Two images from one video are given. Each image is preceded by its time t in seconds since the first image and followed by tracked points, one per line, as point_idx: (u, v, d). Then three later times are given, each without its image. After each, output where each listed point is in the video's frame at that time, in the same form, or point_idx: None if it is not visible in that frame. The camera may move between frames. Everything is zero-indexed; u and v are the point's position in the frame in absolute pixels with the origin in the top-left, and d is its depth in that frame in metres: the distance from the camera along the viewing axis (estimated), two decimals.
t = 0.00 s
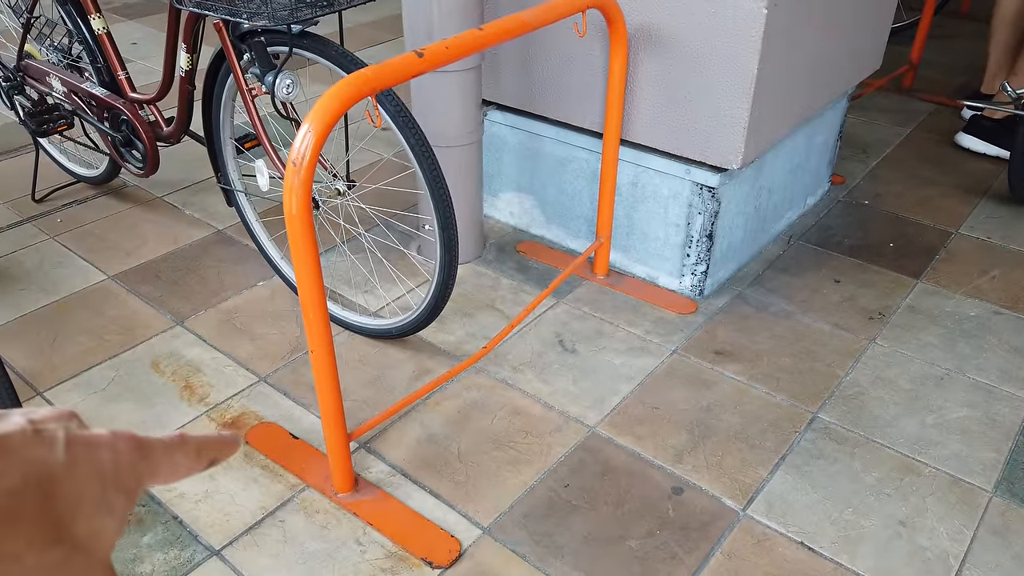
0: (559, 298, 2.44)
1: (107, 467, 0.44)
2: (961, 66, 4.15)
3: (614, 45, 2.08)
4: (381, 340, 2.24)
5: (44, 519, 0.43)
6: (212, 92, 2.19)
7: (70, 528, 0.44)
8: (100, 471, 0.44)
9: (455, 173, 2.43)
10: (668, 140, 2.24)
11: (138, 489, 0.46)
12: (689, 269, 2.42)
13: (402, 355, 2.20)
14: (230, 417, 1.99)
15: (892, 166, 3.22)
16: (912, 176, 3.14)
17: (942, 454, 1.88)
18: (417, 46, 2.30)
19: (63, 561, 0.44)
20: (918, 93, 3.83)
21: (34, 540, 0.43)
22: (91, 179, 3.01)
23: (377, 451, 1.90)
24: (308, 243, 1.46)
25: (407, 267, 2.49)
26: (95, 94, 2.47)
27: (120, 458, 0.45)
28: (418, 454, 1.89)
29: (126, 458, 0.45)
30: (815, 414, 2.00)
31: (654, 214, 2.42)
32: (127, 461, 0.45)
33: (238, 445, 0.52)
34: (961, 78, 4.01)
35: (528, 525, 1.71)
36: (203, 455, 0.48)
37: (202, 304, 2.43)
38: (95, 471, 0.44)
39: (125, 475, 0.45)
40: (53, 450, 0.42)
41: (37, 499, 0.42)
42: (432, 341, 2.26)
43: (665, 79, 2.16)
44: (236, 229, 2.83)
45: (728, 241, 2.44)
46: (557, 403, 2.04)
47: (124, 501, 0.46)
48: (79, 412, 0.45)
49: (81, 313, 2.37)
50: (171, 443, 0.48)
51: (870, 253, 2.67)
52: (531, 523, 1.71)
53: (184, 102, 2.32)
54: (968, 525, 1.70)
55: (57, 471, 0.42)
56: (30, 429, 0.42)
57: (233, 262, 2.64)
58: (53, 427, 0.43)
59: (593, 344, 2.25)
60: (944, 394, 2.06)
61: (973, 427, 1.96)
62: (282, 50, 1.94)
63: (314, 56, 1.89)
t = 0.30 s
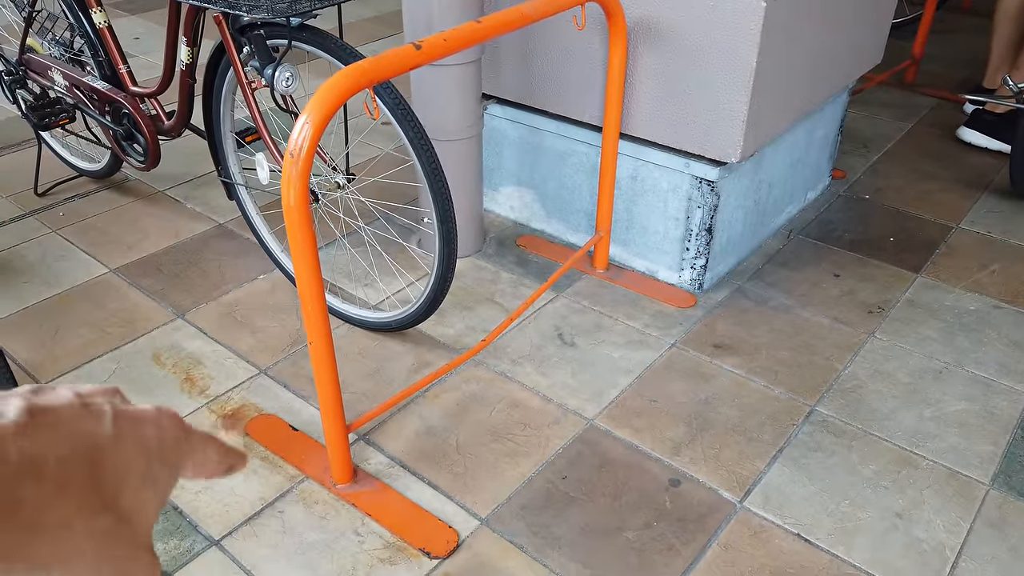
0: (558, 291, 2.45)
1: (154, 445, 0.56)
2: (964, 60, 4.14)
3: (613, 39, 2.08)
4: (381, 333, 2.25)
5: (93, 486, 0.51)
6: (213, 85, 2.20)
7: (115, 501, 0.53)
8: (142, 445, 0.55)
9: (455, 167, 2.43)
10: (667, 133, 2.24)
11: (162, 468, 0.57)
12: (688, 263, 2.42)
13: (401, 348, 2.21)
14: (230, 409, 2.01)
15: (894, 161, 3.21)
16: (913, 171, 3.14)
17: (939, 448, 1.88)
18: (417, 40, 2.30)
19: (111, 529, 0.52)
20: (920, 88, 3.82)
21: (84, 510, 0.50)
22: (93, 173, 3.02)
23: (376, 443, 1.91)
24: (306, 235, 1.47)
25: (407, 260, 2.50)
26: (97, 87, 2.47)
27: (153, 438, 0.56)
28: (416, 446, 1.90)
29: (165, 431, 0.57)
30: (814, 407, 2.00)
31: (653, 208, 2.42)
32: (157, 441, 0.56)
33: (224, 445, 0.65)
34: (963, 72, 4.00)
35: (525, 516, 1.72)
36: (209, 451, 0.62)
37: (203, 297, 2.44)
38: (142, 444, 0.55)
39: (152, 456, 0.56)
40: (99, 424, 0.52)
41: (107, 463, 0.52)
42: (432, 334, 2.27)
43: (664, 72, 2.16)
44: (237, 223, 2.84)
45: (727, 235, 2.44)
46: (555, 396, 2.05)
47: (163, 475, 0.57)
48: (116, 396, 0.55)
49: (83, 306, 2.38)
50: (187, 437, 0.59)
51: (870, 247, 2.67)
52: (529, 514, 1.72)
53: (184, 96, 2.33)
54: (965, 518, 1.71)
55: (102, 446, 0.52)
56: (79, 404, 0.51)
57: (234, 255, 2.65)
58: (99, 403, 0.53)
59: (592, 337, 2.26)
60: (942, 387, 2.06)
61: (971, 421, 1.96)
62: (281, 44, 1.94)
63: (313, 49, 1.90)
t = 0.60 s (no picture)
0: (557, 287, 2.45)
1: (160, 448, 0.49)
2: (966, 57, 4.13)
3: (612, 35, 2.08)
4: (380, 329, 2.26)
5: (80, 497, 0.45)
6: (212, 81, 2.20)
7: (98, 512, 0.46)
8: (134, 451, 0.47)
9: (455, 162, 2.43)
10: (666, 129, 2.25)
11: (169, 469, 0.49)
12: (687, 259, 2.42)
13: (400, 343, 2.22)
14: (229, 404, 2.02)
15: (894, 157, 3.21)
16: (914, 167, 3.14)
17: (936, 444, 1.89)
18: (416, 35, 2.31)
19: (90, 548, 0.46)
20: (922, 84, 3.82)
21: (69, 523, 0.44)
22: (94, 168, 3.03)
23: (374, 437, 1.92)
24: (304, 230, 1.48)
25: (406, 256, 2.50)
26: (97, 83, 2.48)
27: (156, 437, 0.48)
28: (414, 441, 1.91)
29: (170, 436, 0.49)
30: (810, 403, 2.01)
31: (652, 204, 2.42)
32: (166, 441, 0.49)
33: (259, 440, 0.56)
34: (965, 69, 3.99)
35: (522, 511, 1.72)
36: (231, 446, 0.53)
37: (203, 292, 2.45)
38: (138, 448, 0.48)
39: (161, 455, 0.49)
40: (90, 427, 0.45)
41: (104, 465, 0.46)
42: (430, 329, 2.27)
43: (663, 68, 2.17)
44: (237, 218, 2.85)
45: (726, 231, 2.44)
46: (553, 391, 2.06)
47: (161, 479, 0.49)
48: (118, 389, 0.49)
49: (83, 300, 2.39)
50: (191, 437, 0.51)
51: (869, 244, 2.67)
52: (526, 509, 1.73)
53: (184, 91, 2.34)
54: (959, 514, 1.71)
55: (92, 452, 0.45)
56: (70, 405, 0.45)
57: (234, 251, 2.66)
58: (92, 404, 0.46)
59: (590, 333, 2.26)
60: (939, 384, 2.07)
61: (968, 417, 1.96)
62: (280, 39, 1.95)
63: (312, 45, 1.90)
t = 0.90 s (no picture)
0: (555, 282, 2.46)
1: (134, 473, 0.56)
2: (965, 52, 4.13)
3: (610, 30, 2.08)
4: (379, 324, 2.27)
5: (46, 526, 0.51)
6: (211, 76, 2.21)
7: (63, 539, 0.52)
8: (106, 479, 0.54)
9: (453, 157, 2.44)
10: (664, 124, 2.25)
11: (144, 495, 0.56)
12: (685, 254, 2.43)
13: (399, 338, 2.23)
14: (229, 398, 2.03)
15: (892, 153, 3.22)
16: (912, 163, 3.14)
17: (931, 438, 1.90)
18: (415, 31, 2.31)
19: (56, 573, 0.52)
20: (920, 79, 3.82)
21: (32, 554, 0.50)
22: (93, 163, 3.03)
23: (373, 432, 1.93)
24: (302, 225, 1.49)
25: (405, 251, 2.51)
26: (97, 78, 2.48)
27: (128, 462, 0.55)
28: (413, 435, 1.92)
29: (144, 462, 0.56)
30: (807, 397, 2.02)
31: (650, 200, 2.43)
32: (139, 466, 0.56)
33: (238, 465, 0.63)
34: (964, 64, 3.99)
35: (520, 505, 1.74)
36: (207, 471, 0.60)
37: (203, 287, 2.46)
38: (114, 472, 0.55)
39: (132, 480, 0.55)
40: (60, 457, 0.52)
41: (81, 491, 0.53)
42: (429, 324, 2.28)
43: (660, 64, 2.17)
44: (236, 214, 2.85)
45: (724, 227, 2.45)
46: (551, 386, 2.07)
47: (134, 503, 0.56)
48: (94, 416, 0.56)
49: (83, 296, 2.40)
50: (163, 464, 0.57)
51: (866, 239, 2.68)
52: (523, 503, 1.74)
53: (183, 87, 2.34)
54: (954, 507, 1.72)
55: (59, 483, 0.52)
56: (41, 436, 0.52)
57: (233, 246, 2.67)
58: (66, 432, 0.53)
59: (588, 328, 2.27)
60: (935, 378, 2.08)
61: (964, 412, 1.97)
62: (278, 35, 1.95)
63: (310, 41, 1.91)
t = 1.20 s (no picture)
0: (555, 280, 2.47)
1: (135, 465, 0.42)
2: (963, 49, 4.14)
3: (610, 29, 2.09)
4: (379, 321, 2.28)
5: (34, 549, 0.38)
6: (212, 74, 2.21)
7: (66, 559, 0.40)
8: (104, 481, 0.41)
9: (453, 155, 2.45)
10: (664, 123, 2.26)
11: (155, 499, 0.42)
12: (684, 252, 2.44)
13: (399, 335, 2.24)
14: (230, 395, 2.04)
15: (891, 150, 3.22)
16: (911, 160, 3.15)
17: (929, 435, 1.91)
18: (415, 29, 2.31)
19: None
20: (919, 76, 3.83)
21: None
22: (94, 161, 3.04)
23: (374, 429, 1.95)
24: (303, 223, 1.49)
25: (406, 249, 2.52)
26: (97, 76, 2.48)
27: (137, 464, 0.42)
28: (414, 432, 1.93)
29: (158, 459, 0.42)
30: (805, 394, 2.03)
31: (650, 197, 2.44)
32: (148, 467, 0.42)
33: (257, 454, 0.48)
34: (963, 61, 4.00)
35: (520, 501, 1.75)
36: (222, 463, 0.45)
37: (204, 284, 2.47)
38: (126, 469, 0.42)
39: (145, 483, 0.42)
40: (62, 460, 0.39)
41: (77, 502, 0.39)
42: (430, 321, 2.29)
43: (660, 62, 2.18)
44: (237, 211, 2.86)
45: (723, 224, 2.46)
46: (551, 383, 2.08)
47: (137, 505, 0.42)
48: (101, 415, 0.43)
49: (85, 293, 2.41)
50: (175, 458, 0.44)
51: (865, 236, 2.69)
52: (523, 499, 1.75)
53: (184, 85, 2.35)
54: (951, 504, 1.74)
55: (66, 487, 0.39)
56: (41, 437, 0.40)
57: (234, 243, 2.68)
58: (68, 432, 0.41)
59: (588, 325, 2.28)
60: (932, 375, 2.09)
61: (961, 408, 1.99)
62: (279, 34, 1.96)
63: (311, 39, 1.91)
